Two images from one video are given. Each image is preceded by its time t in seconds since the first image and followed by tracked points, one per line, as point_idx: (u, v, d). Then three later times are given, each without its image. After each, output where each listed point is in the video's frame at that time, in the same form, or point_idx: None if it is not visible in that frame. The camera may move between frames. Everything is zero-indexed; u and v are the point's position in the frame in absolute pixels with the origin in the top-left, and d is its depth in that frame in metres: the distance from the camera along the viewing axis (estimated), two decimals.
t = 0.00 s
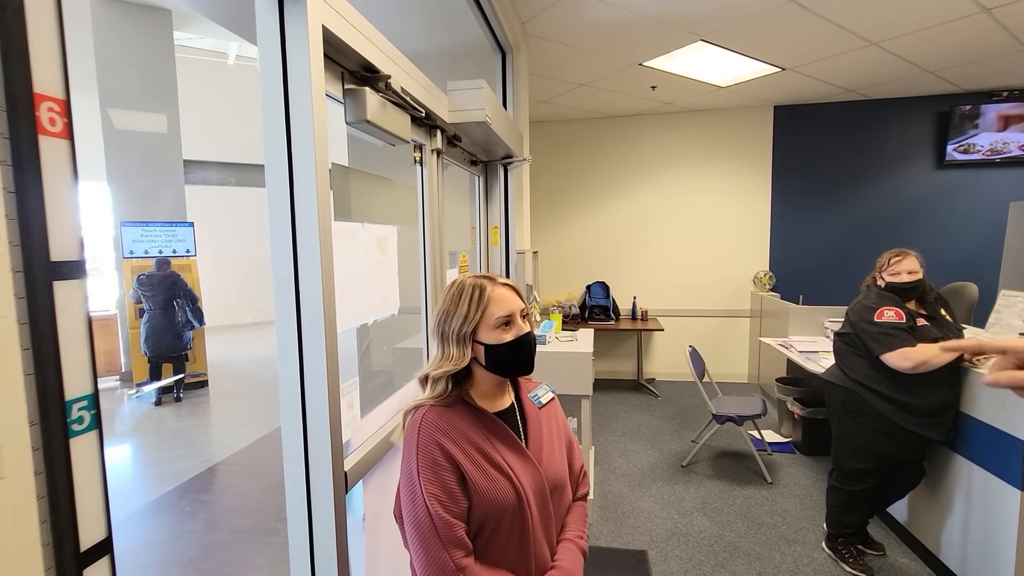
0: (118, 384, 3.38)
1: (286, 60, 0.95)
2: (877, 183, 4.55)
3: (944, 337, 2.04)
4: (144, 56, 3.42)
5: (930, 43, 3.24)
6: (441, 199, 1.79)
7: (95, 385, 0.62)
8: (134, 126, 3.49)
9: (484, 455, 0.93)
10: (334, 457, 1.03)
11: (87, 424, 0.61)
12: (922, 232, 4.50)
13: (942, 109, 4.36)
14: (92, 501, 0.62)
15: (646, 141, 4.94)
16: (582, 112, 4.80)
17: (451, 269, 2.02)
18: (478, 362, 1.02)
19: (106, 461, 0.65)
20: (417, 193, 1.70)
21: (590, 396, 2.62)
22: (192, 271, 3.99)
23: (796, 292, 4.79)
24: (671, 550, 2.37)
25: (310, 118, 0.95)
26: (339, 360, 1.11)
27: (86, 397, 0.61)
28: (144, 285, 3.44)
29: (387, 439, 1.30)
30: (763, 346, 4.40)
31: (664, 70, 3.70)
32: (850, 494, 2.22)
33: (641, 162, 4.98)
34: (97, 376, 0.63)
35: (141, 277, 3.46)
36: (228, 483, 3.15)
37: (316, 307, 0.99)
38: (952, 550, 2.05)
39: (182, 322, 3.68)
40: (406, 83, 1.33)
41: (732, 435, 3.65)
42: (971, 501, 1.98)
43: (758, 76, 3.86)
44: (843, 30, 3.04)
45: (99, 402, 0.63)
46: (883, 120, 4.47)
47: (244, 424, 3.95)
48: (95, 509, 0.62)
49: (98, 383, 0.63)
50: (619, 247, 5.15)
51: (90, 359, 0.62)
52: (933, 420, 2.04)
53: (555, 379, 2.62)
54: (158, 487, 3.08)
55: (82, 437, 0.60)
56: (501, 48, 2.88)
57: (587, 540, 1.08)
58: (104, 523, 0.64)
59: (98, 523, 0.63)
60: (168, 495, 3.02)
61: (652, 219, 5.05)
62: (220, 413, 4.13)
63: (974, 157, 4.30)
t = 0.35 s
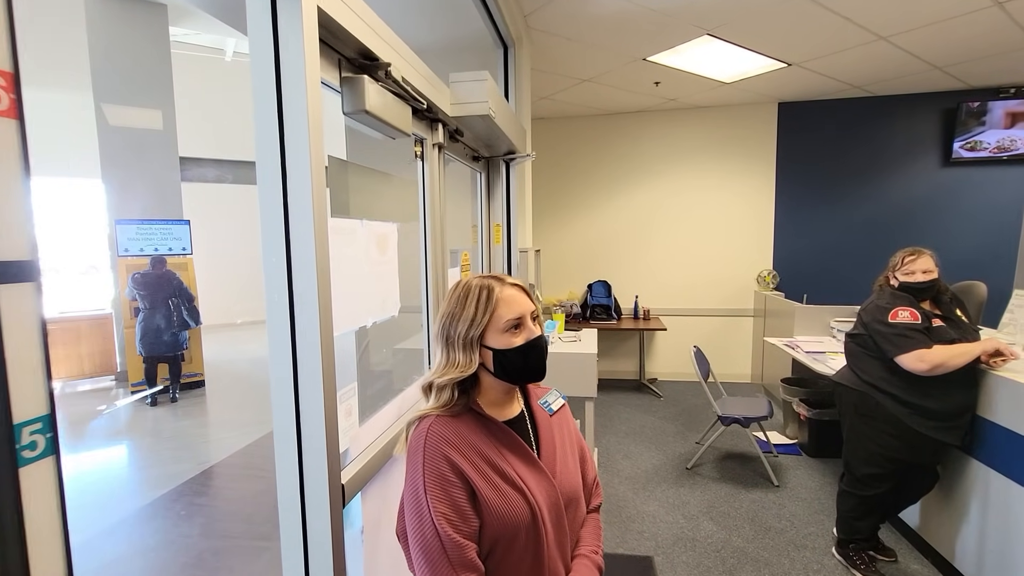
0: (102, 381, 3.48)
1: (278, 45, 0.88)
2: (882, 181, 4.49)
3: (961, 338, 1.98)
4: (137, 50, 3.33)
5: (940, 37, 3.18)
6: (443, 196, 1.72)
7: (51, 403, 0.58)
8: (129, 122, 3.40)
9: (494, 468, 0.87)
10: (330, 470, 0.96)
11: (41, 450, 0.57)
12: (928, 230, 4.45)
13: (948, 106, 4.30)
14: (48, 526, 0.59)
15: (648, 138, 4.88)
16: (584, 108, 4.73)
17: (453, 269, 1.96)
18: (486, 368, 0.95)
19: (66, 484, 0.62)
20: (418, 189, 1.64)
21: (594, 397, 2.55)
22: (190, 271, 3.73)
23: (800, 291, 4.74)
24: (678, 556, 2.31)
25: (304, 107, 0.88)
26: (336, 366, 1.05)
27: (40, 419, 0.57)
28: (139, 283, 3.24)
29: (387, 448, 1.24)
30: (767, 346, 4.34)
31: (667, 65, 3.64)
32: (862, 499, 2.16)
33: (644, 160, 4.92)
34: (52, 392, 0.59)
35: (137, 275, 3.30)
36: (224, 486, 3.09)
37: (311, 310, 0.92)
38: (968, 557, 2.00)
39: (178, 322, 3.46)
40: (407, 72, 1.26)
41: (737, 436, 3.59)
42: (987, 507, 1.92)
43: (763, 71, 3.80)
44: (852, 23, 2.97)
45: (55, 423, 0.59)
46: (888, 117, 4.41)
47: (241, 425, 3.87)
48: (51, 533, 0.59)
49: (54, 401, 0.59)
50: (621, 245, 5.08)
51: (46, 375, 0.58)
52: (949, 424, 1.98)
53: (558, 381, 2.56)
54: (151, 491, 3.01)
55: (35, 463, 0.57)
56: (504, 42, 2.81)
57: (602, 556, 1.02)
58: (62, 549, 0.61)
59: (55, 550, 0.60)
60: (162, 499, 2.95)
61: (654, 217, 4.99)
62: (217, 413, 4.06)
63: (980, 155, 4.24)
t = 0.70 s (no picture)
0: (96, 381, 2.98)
1: (268, 23, 0.82)
2: (883, 176, 4.46)
3: (972, 334, 1.94)
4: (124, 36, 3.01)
5: (944, 29, 3.13)
6: (442, 190, 1.65)
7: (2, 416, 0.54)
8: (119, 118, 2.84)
9: (504, 479, 0.82)
10: (327, 478, 0.90)
11: None
12: (929, 225, 4.42)
13: (950, 100, 4.26)
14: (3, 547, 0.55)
15: (647, 133, 4.82)
16: (583, 102, 4.66)
17: (451, 264, 1.91)
18: (493, 369, 0.89)
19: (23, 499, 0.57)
20: (416, 182, 1.57)
21: (596, 396, 2.50)
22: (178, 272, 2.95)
23: (800, 287, 4.71)
24: (682, 557, 2.27)
25: (297, 90, 0.82)
26: (332, 367, 0.99)
27: None
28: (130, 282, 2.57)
29: (386, 452, 1.18)
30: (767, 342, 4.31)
31: (668, 58, 3.58)
32: (869, 499, 2.12)
33: (643, 155, 4.86)
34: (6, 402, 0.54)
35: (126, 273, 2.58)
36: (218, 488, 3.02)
37: (305, 308, 0.86)
38: (978, 557, 1.96)
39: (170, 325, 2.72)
40: (406, 58, 1.19)
41: (738, 434, 3.56)
42: (998, 506, 1.89)
43: (765, 64, 3.75)
44: (857, 14, 2.92)
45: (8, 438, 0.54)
46: (890, 112, 4.37)
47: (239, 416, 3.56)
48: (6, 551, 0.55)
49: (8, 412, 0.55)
50: (621, 241, 5.03)
51: None
52: (960, 422, 1.94)
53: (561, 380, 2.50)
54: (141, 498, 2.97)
55: None
56: (502, 32, 2.75)
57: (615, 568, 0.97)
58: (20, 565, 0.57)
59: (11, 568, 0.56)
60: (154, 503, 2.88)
61: (654, 213, 4.93)
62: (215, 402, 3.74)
63: (982, 149, 4.21)
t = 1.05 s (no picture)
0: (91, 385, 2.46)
1: (263, 14, 0.79)
2: (876, 174, 4.48)
3: (969, 330, 1.94)
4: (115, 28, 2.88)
5: (937, 27, 3.15)
6: (438, 186, 1.62)
7: None
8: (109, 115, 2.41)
9: (504, 484, 0.80)
10: (325, 480, 0.88)
11: None
12: (922, 223, 4.45)
13: (942, 98, 4.29)
14: None
15: (642, 130, 4.82)
16: (578, 99, 4.65)
17: (448, 262, 1.88)
18: (493, 370, 0.88)
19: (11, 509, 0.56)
20: (413, 177, 1.55)
21: (593, 394, 2.50)
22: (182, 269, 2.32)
23: (795, 284, 4.72)
24: (679, 555, 2.27)
25: (292, 82, 0.79)
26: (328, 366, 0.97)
27: None
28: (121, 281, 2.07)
29: (383, 452, 1.16)
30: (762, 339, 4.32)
31: (664, 54, 3.56)
32: (866, 496, 2.13)
33: (639, 152, 4.86)
34: None
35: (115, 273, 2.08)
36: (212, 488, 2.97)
37: (302, 307, 0.83)
38: (973, 553, 1.98)
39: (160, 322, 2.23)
40: (403, 51, 1.17)
41: (734, 431, 3.57)
42: (994, 502, 1.90)
43: (760, 61, 3.75)
44: (853, 12, 2.92)
45: None
46: (883, 109, 4.39)
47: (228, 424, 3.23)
48: None
49: None
50: (616, 239, 5.02)
51: None
52: (955, 418, 1.95)
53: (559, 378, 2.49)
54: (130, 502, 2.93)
55: None
56: (497, 27, 2.73)
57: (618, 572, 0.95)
58: None
59: None
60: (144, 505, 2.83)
61: (649, 210, 4.93)
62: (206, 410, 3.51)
63: (973, 147, 4.24)
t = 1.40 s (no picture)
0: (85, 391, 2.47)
1: (267, 26, 0.83)
2: (868, 175, 4.54)
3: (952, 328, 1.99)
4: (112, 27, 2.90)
5: (926, 31, 3.20)
6: (435, 187, 1.66)
7: (22, 406, 0.56)
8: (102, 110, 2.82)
9: (495, 471, 0.84)
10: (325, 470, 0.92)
11: (12, 454, 0.55)
12: (912, 224, 4.51)
13: (933, 100, 4.35)
14: (19, 538, 0.56)
15: (637, 131, 4.86)
16: (573, 100, 4.69)
17: (444, 261, 1.92)
18: (485, 364, 0.91)
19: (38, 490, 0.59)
20: (410, 178, 1.58)
21: (587, 391, 2.54)
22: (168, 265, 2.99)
23: (788, 284, 4.78)
24: (670, 549, 2.31)
25: (294, 89, 0.83)
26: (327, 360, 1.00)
27: (10, 421, 0.55)
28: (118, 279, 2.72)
29: (381, 446, 1.20)
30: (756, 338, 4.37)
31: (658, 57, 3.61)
32: (852, 490, 2.18)
33: (634, 152, 4.90)
34: (21, 394, 0.58)
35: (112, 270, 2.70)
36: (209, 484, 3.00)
37: (303, 303, 0.87)
38: (956, 546, 2.03)
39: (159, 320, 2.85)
40: (400, 55, 1.20)
41: (727, 429, 3.61)
42: (976, 496, 1.95)
43: (752, 63, 3.79)
44: (842, 16, 2.97)
45: (26, 425, 0.57)
46: (875, 111, 4.45)
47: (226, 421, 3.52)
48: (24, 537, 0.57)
49: (21, 404, 0.58)
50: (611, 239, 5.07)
51: (13, 379, 0.57)
52: (937, 414, 2.00)
53: (553, 375, 2.53)
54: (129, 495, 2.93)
55: (7, 468, 0.55)
56: (493, 30, 2.77)
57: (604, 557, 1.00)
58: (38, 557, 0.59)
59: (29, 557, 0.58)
60: (142, 501, 2.85)
61: (644, 210, 4.98)
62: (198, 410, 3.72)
63: (963, 149, 4.30)
